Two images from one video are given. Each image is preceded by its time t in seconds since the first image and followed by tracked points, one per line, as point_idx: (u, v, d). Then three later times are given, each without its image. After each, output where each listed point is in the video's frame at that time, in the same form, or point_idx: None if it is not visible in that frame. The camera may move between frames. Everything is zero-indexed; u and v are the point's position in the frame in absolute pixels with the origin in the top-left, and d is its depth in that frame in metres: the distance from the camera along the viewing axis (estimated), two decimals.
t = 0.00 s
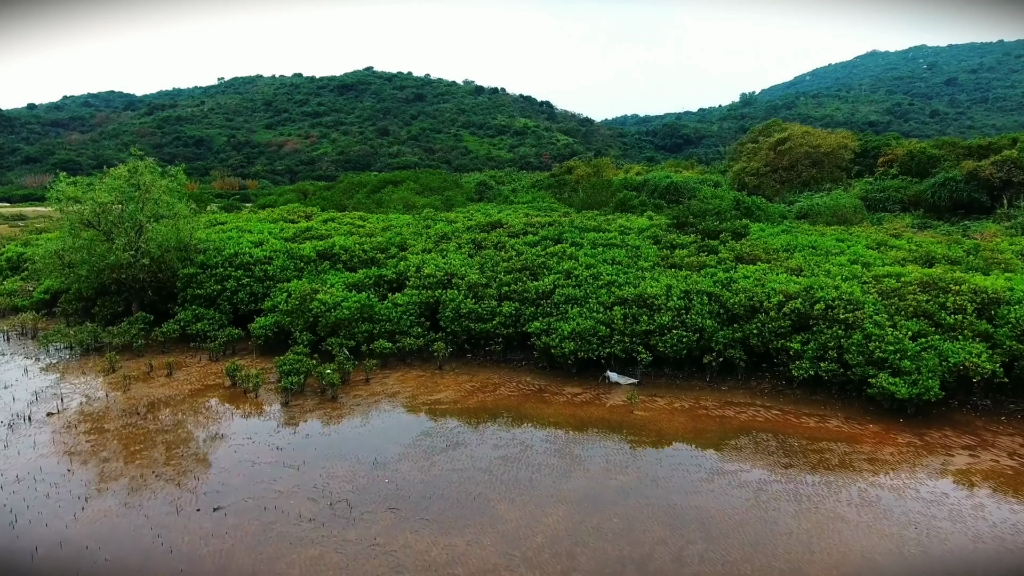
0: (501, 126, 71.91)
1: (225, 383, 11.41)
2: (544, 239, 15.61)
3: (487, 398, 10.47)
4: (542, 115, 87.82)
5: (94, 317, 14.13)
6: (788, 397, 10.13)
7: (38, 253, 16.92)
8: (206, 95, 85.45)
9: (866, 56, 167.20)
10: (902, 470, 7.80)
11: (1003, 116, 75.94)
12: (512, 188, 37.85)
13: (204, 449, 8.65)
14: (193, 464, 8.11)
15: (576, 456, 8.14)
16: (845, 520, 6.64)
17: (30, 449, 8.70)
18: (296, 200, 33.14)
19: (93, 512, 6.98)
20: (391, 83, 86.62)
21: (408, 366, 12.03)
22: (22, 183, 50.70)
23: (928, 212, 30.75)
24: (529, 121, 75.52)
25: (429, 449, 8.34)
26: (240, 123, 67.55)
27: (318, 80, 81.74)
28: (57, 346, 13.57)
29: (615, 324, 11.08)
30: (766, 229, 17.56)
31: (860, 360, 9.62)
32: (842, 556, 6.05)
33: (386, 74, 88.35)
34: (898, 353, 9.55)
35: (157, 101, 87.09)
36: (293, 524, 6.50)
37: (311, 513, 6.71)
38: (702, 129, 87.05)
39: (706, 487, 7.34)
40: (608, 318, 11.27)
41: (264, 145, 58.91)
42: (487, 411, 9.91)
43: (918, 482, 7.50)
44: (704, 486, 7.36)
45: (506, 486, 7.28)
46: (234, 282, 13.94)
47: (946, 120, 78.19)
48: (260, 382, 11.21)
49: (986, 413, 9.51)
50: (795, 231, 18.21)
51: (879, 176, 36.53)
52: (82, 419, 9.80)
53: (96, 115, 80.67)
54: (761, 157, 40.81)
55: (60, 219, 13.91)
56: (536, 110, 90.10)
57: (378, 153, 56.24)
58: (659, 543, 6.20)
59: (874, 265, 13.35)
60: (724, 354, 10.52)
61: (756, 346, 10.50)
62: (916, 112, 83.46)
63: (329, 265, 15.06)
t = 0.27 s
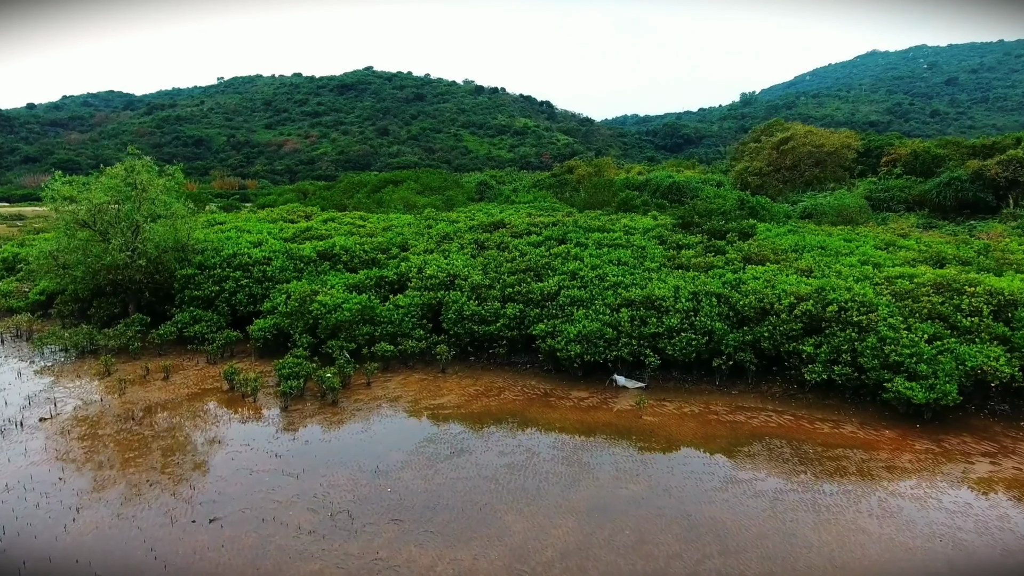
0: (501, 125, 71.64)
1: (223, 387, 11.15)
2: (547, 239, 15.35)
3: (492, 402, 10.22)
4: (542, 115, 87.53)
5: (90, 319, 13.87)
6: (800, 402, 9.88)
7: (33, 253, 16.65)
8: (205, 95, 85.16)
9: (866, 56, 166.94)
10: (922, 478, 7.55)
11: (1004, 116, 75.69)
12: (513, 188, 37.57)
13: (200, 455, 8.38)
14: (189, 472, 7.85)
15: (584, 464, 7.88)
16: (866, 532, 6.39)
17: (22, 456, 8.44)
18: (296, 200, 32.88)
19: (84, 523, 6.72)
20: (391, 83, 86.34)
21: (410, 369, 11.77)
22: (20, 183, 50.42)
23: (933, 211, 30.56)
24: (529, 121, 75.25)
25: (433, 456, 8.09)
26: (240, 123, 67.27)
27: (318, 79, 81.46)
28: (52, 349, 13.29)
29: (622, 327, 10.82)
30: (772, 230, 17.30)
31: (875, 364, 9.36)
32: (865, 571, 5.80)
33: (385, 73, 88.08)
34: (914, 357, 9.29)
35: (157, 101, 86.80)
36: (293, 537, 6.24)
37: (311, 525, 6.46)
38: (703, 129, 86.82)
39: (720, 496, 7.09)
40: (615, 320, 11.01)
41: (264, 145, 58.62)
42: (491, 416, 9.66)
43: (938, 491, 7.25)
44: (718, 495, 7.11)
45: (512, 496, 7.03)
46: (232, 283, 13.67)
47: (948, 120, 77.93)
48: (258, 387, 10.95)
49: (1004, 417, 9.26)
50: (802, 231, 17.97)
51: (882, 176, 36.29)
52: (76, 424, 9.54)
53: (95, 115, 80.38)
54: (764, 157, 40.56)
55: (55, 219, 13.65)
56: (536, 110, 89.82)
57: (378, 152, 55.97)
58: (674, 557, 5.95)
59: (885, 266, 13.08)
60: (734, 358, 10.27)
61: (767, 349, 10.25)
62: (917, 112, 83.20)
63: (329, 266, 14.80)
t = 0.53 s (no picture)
0: (501, 125, 71.41)
1: (221, 391, 10.90)
2: (551, 239, 15.11)
3: (496, 407, 9.96)
4: (542, 115, 87.31)
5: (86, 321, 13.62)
6: (812, 407, 9.63)
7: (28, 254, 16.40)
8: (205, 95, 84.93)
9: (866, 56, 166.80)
10: (943, 487, 7.30)
11: (1004, 117, 75.51)
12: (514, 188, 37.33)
13: (196, 463, 8.12)
14: (184, 481, 7.59)
15: (593, 472, 7.62)
16: (888, 545, 6.15)
17: (12, 464, 8.19)
18: (296, 200, 32.64)
19: (74, 536, 6.46)
20: (391, 83, 86.12)
21: (412, 372, 11.52)
22: (18, 183, 50.18)
23: (938, 211, 30.31)
24: (529, 121, 75.02)
25: (436, 464, 7.83)
26: (239, 123, 67.05)
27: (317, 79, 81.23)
28: (46, 352, 13.04)
29: (629, 329, 10.56)
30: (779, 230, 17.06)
31: (890, 368, 9.11)
32: None
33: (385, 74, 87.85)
34: (930, 361, 9.03)
35: (156, 101, 86.58)
36: (291, 551, 5.99)
37: (310, 538, 6.20)
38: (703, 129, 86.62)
39: (735, 507, 6.84)
40: (621, 323, 10.75)
41: (263, 145, 58.38)
42: (495, 422, 9.40)
43: (961, 501, 6.99)
44: (732, 506, 6.85)
45: (519, 507, 6.77)
46: (231, 284, 13.43)
47: (949, 120, 77.75)
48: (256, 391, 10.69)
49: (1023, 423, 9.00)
50: (808, 231, 17.74)
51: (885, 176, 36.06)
52: (68, 430, 9.28)
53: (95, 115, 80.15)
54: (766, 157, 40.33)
55: (49, 220, 13.39)
56: (536, 110, 89.58)
57: (378, 152, 55.73)
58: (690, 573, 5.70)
59: (897, 267, 12.82)
60: (744, 361, 10.01)
61: (778, 352, 10.00)
62: (918, 112, 83.01)
63: (329, 267, 14.55)
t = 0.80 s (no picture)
0: (501, 125, 71.18)
1: (218, 394, 10.71)
2: (554, 240, 14.91)
3: (499, 410, 9.77)
4: (542, 115, 87.05)
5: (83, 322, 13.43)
6: (823, 410, 9.44)
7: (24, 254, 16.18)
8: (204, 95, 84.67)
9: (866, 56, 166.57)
10: (960, 494, 7.10)
11: (1005, 117, 75.27)
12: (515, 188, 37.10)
13: (192, 468, 7.93)
14: (180, 487, 7.39)
15: (600, 479, 7.42)
16: (906, 556, 5.95)
17: (5, 470, 8.00)
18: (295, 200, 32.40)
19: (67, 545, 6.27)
20: (391, 83, 85.88)
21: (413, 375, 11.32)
22: (17, 183, 49.92)
23: (942, 211, 30.04)
24: (529, 121, 74.77)
25: (439, 470, 7.63)
26: (239, 123, 66.81)
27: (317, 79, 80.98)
28: (41, 354, 12.83)
29: (634, 331, 10.37)
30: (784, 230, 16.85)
31: (902, 371, 8.91)
32: None
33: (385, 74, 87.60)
34: (943, 364, 8.83)
35: (156, 101, 86.29)
36: (290, 563, 5.79)
37: (310, 548, 6.00)
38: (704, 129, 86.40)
39: (747, 515, 6.65)
40: (627, 325, 10.56)
41: (263, 145, 58.13)
42: (499, 426, 9.20)
43: (979, 509, 6.80)
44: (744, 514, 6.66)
45: (525, 515, 6.57)
46: (229, 285, 13.23)
47: (950, 120, 77.56)
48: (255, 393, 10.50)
49: None
50: (813, 231, 17.54)
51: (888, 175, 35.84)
52: (63, 434, 9.08)
53: (94, 115, 79.87)
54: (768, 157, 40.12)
55: (44, 219, 13.18)
56: (536, 110, 89.31)
57: (378, 152, 55.50)
58: None
59: (906, 268, 12.61)
60: (752, 364, 9.82)
61: (787, 355, 9.80)
62: (919, 112, 82.79)
63: (329, 267, 14.35)
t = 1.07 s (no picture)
0: (502, 125, 70.91)
1: (216, 398, 10.46)
2: (558, 240, 14.65)
3: (504, 415, 9.52)
4: (542, 115, 86.72)
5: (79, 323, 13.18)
6: (836, 415, 9.19)
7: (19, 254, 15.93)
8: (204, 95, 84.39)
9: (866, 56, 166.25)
10: (984, 504, 6.85)
11: (1005, 117, 74.77)
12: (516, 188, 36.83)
13: (188, 476, 7.68)
14: (175, 496, 7.14)
15: (610, 488, 7.17)
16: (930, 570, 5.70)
17: None
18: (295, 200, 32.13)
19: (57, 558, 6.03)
20: (391, 83, 85.62)
21: (415, 378, 11.07)
22: (15, 183, 49.64)
23: (946, 210, 29.82)
24: (529, 121, 74.46)
25: (443, 479, 7.38)
26: (239, 123, 66.56)
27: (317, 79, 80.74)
28: (36, 356, 12.58)
29: (641, 334, 10.11)
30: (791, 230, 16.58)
31: (919, 376, 8.66)
32: None
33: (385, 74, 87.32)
34: (961, 368, 8.56)
35: (155, 101, 86.03)
36: None
37: (309, 563, 5.76)
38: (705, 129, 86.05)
39: (763, 526, 6.40)
40: (634, 327, 10.30)
41: (262, 145, 57.85)
42: (504, 431, 8.95)
43: (1004, 520, 6.54)
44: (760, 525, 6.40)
45: (533, 526, 6.33)
46: (227, 286, 12.98)
47: (951, 119, 77.26)
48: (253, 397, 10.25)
49: None
50: (820, 231, 17.28)
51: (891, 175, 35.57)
52: (56, 440, 8.84)
53: (93, 115, 79.60)
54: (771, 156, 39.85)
55: (39, 219, 12.94)
56: (537, 110, 89.00)
57: (378, 152, 55.23)
58: None
59: (918, 268, 12.33)
60: (763, 367, 9.57)
61: (799, 358, 9.55)
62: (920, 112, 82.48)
63: (329, 268, 14.10)
